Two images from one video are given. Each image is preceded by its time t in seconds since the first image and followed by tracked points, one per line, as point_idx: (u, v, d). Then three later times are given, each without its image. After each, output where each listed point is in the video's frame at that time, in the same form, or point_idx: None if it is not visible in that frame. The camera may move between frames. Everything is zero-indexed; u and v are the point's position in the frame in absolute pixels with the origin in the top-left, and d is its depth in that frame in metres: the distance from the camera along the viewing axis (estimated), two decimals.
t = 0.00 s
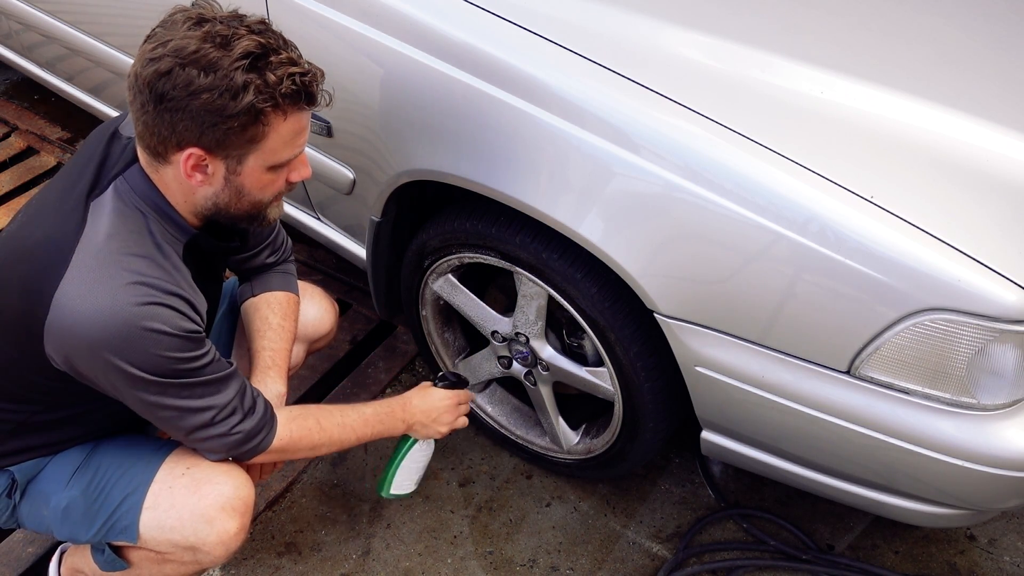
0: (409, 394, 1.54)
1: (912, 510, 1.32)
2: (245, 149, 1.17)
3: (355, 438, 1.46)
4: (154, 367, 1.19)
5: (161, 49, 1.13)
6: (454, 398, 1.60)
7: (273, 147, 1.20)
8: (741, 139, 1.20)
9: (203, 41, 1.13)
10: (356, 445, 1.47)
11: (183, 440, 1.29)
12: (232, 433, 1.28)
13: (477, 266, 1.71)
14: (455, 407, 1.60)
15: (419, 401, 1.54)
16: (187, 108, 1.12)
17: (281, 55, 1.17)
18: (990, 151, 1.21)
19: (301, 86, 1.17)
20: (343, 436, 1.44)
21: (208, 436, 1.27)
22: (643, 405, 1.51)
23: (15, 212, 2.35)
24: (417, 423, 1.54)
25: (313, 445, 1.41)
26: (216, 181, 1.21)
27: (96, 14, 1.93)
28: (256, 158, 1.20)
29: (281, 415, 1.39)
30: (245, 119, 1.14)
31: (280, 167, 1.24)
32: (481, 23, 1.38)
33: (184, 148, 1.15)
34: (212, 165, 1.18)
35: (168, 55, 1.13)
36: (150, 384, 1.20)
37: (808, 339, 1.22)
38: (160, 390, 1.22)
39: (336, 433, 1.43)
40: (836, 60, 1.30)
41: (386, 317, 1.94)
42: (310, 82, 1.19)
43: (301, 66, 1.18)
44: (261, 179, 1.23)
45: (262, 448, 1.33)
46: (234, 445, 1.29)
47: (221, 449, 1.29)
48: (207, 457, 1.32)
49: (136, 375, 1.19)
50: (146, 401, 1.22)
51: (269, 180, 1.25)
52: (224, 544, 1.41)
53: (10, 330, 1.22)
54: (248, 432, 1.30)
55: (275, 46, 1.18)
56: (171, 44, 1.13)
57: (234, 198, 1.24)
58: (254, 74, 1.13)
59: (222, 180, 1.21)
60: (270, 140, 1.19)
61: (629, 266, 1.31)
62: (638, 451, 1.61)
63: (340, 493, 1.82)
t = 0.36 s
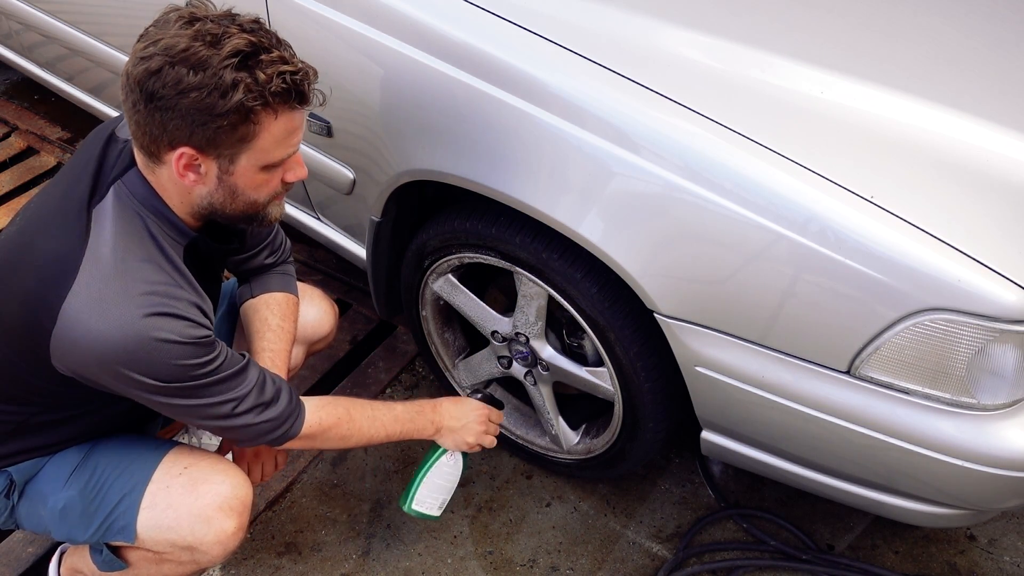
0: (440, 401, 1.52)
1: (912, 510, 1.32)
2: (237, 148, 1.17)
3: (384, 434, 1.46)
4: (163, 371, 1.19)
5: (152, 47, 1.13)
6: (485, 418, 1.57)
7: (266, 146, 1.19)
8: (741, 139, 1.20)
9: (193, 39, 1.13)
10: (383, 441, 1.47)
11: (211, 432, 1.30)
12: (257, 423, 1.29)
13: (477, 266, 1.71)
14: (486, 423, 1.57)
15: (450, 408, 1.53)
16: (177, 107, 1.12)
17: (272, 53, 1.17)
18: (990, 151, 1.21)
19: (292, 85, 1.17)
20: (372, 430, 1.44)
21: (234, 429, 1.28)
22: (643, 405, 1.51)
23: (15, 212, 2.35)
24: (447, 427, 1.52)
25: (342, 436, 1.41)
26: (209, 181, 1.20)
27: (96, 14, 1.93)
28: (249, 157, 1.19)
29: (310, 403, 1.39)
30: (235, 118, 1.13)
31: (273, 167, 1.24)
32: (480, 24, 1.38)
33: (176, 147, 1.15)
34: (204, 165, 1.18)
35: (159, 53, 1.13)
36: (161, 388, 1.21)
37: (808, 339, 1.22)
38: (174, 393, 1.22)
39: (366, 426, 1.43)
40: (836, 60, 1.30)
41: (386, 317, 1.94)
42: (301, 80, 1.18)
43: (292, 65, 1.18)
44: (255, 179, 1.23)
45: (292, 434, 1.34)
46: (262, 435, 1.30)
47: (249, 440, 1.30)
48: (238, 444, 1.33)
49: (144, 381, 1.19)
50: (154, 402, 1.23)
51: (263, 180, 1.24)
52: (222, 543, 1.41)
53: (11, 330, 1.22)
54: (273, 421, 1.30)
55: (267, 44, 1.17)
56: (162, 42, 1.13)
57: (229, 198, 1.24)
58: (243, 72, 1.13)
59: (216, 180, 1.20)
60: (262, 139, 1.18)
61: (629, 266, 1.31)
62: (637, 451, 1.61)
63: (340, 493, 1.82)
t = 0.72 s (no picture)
0: (434, 403, 1.51)
1: (912, 510, 1.32)
2: (232, 141, 1.16)
3: (375, 442, 1.44)
4: (159, 368, 1.19)
5: (145, 41, 1.14)
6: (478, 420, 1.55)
7: (261, 138, 1.19)
8: (741, 139, 1.20)
9: (185, 32, 1.13)
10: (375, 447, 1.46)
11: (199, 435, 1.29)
12: (248, 429, 1.28)
13: (477, 266, 1.71)
14: (479, 425, 1.55)
15: (443, 412, 1.51)
16: (170, 100, 1.12)
17: (264, 44, 1.16)
18: (990, 151, 1.21)
19: (283, 74, 1.16)
20: (363, 437, 1.42)
21: (225, 433, 1.27)
22: (643, 405, 1.51)
23: (15, 212, 2.35)
24: (439, 431, 1.51)
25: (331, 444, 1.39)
26: (207, 175, 1.20)
27: (96, 14, 1.93)
28: (245, 150, 1.19)
29: (300, 411, 1.37)
30: (228, 109, 1.13)
31: (271, 159, 1.23)
32: (480, 23, 1.38)
33: (172, 141, 1.15)
34: (201, 159, 1.18)
35: (152, 47, 1.13)
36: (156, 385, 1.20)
37: (808, 339, 1.22)
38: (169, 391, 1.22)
39: (356, 434, 1.42)
40: (836, 60, 1.30)
41: (386, 317, 1.94)
42: (293, 69, 1.18)
43: (284, 55, 1.18)
44: (253, 172, 1.22)
45: (281, 443, 1.33)
46: (251, 441, 1.29)
47: (237, 445, 1.29)
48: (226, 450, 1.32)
49: (138, 377, 1.19)
50: (150, 399, 1.22)
51: (261, 173, 1.23)
52: (225, 543, 1.41)
53: (13, 328, 1.22)
54: (263, 429, 1.29)
55: (260, 35, 1.17)
56: (154, 35, 1.13)
57: (228, 192, 1.24)
58: (234, 63, 1.12)
59: (214, 174, 1.20)
60: (257, 131, 1.17)
61: (629, 266, 1.31)
62: (637, 451, 1.61)
63: (340, 493, 1.82)
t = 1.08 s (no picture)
0: (470, 387, 1.47)
1: (912, 510, 1.32)
2: (228, 130, 1.16)
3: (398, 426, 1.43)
4: (163, 356, 1.19)
5: (141, 32, 1.14)
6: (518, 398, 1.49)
7: (258, 128, 1.18)
8: (742, 139, 1.20)
9: (179, 21, 1.13)
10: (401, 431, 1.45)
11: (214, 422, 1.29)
12: (259, 417, 1.28)
13: (477, 266, 1.70)
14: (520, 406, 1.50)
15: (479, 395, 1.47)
16: (165, 90, 1.12)
17: (259, 33, 1.16)
18: (990, 151, 1.20)
19: (278, 62, 1.15)
20: (382, 423, 1.41)
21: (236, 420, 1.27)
22: (643, 405, 1.51)
23: (15, 212, 2.35)
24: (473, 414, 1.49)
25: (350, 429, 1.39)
26: (205, 166, 1.20)
27: (96, 14, 1.93)
28: (242, 140, 1.18)
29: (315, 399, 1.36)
30: (222, 97, 1.12)
31: (269, 150, 1.22)
32: (480, 23, 1.38)
33: (169, 132, 1.15)
34: (198, 149, 1.17)
35: (147, 37, 1.13)
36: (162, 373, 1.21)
37: (808, 338, 1.22)
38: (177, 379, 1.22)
39: (373, 420, 1.41)
40: (836, 60, 1.30)
41: (386, 317, 1.94)
42: (288, 58, 1.17)
43: (279, 44, 1.17)
44: (250, 163, 1.21)
45: (295, 430, 1.33)
46: (261, 428, 1.29)
47: (250, 432, 1.29)
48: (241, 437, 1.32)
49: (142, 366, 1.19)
50: (157, 387, 1.23)
51: (259, 164, 1.23)
52: (226, 541, 1.41)
53: (14, 326, 1.22)
54: (274, 416, 1.29)
55: (255, 25, 1.17)
56: (149, 26, 1.13)
57: (227, 184, 1.23)
58: (228, 51, 1.12)
59: (212, 165, 1.20)
60: (253, 121, 1.17)
61: (629, 266, 1.31)
62: (637, 451, 1.61)
63: (340, 493, 1.82)
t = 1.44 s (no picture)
0: (453, 370, 1.50)
1: (912, 511, 1.32)
2: (223, 118, 1.15)
3: (389, 419, 1.44)
4: (155, 343, 1.19)
5: (137, 21, 1.15)
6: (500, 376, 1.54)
7: (253, 116, 1.17)
8: (742, 140, 1.20)
9: (174, 9, 1.13)
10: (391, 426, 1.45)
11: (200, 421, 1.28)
12: (247, 414, 1.27)
13: (477, 266, 1.71)
14: (503, 383, 1.54)
15: (463, 377, 1.50)
16: (160, 76, 1.12)
17: (253, 21, 1.16)
18: (989, 151, 1.21)
19: (273, 49, 1.15)
20: (375, 416, 1.42)
21: (224, 417, 1.26)
22: (643, 405, 1.51)
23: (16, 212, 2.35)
24: (459, 401, 1.51)
25: (342, 425, 1.39)
26: (201, 156, 1.20)
27: (96, 14, 1.93)
28: (237, 128, 1.17)
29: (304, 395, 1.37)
30: (216, 83, 1.12)
31: (265, 139, 1.22)
32: (480, 23, 1.38)
33: (164, 120, 1.15)
34: (194, 138, 1.17)
35: (142, 25, 1.14)
36: (153, 362, 1.20)
37: (808, 338, 1.22)
38: (168, 369, 1.21)
39: (365, 414, 1.41)
40: (836, 60, 1.30)
41: (386, 317, 1.94)
42: (283, 45, 1.17)
43: (273, 31, 1.17)
44: (247, 152, 1.21)
45: (282, 431, 1.32)
46: (249, 427, 1.28)
47: (237, 432, 1.28)
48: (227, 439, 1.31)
49: (134, 354, 1.18)
50: (148, 379, 1.22)
51: (255, 154, 1.22)
52: (230, 540, 1.41)
53: (16, 324, 1.22)
54: (263, 413, 1.28)
55: (249, 13, 1.17)
56: (144, 14, 1.14)
57: (223, 175, 1.23)
58: (222, 37, 1.12)
59: (208, 155, 1.19)
60: (247, 109, 1.16)
61: (630, 266, 1.30)
62: (637, 451, 1.61)
63: (340, 493, 1.82)
